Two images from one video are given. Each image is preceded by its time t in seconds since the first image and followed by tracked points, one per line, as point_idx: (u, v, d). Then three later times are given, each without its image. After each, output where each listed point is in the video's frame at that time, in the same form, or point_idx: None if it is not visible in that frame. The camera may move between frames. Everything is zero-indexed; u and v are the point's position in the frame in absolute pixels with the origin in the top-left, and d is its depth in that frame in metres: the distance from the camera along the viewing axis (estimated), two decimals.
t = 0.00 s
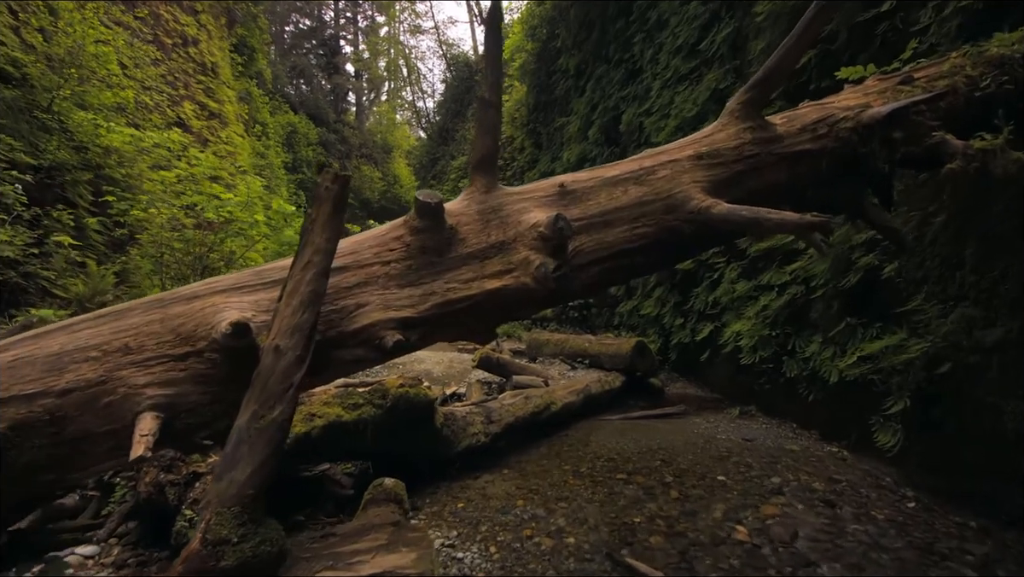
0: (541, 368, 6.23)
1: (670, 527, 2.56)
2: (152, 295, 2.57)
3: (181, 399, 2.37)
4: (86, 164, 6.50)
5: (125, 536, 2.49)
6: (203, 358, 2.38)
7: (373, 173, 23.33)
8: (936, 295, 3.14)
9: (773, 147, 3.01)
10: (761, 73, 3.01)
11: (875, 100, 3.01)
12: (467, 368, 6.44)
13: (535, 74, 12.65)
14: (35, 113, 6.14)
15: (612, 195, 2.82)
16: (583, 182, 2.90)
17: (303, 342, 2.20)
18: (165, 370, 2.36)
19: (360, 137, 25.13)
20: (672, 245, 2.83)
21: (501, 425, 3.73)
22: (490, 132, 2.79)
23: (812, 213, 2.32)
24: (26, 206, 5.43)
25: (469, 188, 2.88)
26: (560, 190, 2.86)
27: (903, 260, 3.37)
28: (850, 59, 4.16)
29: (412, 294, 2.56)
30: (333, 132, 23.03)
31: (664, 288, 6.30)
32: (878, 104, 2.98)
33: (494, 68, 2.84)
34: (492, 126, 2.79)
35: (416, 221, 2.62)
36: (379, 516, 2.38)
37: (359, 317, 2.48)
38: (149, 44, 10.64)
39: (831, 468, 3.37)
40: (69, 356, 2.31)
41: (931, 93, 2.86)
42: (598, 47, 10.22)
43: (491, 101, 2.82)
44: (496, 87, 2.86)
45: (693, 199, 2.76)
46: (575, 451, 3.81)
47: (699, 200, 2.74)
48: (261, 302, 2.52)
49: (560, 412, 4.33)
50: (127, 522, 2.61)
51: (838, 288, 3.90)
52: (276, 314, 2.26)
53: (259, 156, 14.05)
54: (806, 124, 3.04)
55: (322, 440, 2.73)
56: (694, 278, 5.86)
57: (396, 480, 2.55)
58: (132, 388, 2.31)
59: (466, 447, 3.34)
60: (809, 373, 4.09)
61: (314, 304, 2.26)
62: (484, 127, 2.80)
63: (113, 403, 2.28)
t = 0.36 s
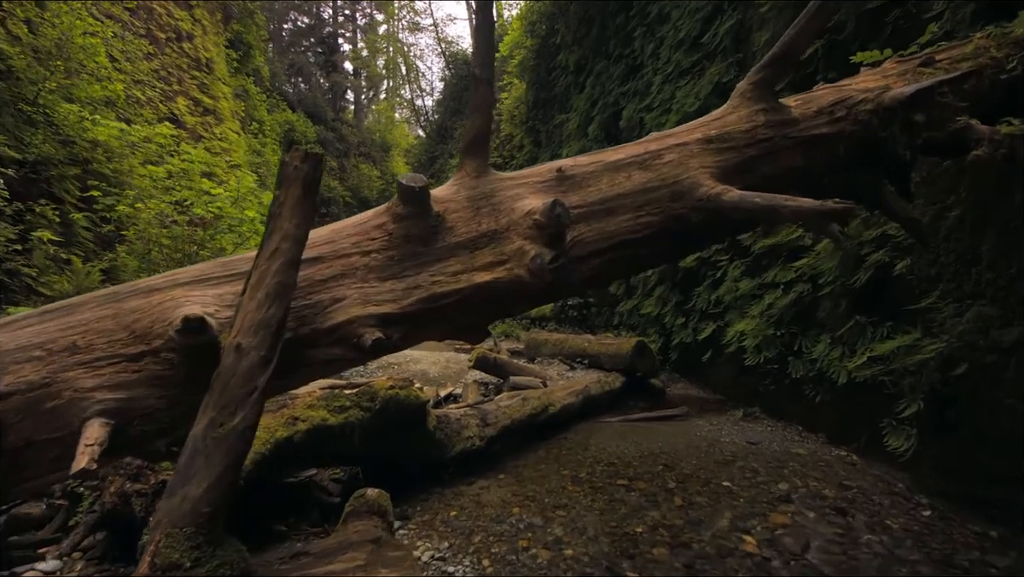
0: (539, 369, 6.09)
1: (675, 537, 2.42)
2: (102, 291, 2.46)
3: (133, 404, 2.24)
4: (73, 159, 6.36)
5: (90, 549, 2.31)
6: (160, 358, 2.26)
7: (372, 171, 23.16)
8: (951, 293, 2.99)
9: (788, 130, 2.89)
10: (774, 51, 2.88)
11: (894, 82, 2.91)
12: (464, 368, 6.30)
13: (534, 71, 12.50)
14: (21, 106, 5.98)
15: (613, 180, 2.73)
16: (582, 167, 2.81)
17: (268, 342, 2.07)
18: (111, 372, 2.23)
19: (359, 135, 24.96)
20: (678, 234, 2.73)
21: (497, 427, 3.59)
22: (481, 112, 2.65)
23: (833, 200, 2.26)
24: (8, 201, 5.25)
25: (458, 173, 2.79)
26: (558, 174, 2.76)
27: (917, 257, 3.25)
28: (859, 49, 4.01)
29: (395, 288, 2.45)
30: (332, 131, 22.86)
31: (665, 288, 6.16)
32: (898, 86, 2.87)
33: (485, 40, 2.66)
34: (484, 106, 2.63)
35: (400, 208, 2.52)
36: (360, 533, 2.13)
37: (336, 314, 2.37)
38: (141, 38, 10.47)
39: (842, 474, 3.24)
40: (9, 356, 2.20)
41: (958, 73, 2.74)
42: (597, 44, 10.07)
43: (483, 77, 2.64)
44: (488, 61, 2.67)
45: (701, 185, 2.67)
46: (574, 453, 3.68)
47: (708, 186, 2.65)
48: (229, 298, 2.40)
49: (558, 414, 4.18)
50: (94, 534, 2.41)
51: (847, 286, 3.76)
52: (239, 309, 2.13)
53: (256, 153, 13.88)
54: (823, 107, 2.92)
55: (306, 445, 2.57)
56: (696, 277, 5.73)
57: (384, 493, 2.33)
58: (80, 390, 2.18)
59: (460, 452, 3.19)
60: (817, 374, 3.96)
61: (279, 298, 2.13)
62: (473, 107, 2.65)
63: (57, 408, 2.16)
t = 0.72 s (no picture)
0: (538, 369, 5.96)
1: (680, 550, 2.28)
2: (49, 287, 2.34)
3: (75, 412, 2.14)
4: (62, 154, 6.15)
5: (53, 563, 2.15)
6: (106, 363, 2.16)
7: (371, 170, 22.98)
8: (968, 292, 2.87)
9: (806, 114, 2.79)
10: (791, 29, 2.82)
11: (919, 62, 2.78)
12: (461, 368, 6.17)
13: (533, 67, 12.33)
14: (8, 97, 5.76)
15: (615, 167, 2.64)
16: (580, 152, 2.71)
17: (224, 345, 1.91)
18: (54, 379, 2.12)
19: (358, 133, 24.78)
20: (686, 225, 2.62)
21: (493, 430, 3.45)
22: (471, 89, 2.57)
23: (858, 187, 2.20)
24: None
25: (444, 158, 2.69)
26: (555, 160, 2.68)
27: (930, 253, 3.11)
28: (867, 40, 3.88)
29: (372, 284, 2.32)
30: (330, 129, 22.67)
31: (665, 285, 6.02)
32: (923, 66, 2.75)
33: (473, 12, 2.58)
34: (473, 82, 2.56)
35: (377, 194, 2.41)
36: (335, 556, 1.90)
37: (307, 313, 2.23)
38: (134, 33, 10.31)
39: (852, 479, 3.11)
40: None
41: (987, 52, 2.64)
42: (596, 39, 9.91)
43: (471, 52, 2.56)
44: (476, 35, 2.60)
45: (712, 172, 2.57)
46: (573, 456, 3.55)
47: (719, 173, 2.56)
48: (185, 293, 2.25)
49: (557, 416, 4.05)
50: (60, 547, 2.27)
51: (856, 284, 3.62)
52: (193, 307, 1.97)
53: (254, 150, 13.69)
54: (843, 88, 2.82)
55: (288, 451, 2.44)
56: (698, 275, 5.59)
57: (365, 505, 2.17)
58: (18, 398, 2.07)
59: (453, 456, 3.06)
60: (824, 375, 3.82)
61: (238, 294, 1.97)
62: (462, 85, 2.56)
63: None
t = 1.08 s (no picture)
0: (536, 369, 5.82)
1: (686, 564, 2.14)
2: None
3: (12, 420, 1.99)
4: (50, 148, 5.95)
5: None
6: (45, 366, 2.03)
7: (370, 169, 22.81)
8: (986, 290, 2.76)
9: (828, 93, 2.66)
10: None
11: (946, 41, 2.61)
12: (457, 368, 6.04)
13: (532, 64, 12.18)
14: None
15: (620, 151, 2.53)
16: (581, 132, 2.59)
17: (172, 345, 1.77)
18: None
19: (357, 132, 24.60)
20: (698, 213, 2.50)
21: (489, 434, 3.31)
22: (460, 61, 2.46)
23: (893, 169, 2.11)
24: None
25: (432, 139, 2.58)
26: (554, 140, 2.56)
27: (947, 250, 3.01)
28: (877, 30, 3.74)
29: (349, 277, 2.19)
30: (329, 127, 22.49)
31: (665, 284, 5.89)
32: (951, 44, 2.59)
33: None
34: (463, 54, 2.45)
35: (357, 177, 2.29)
36: None
37: (271, 313, 2.08)
38: (127, 27, 10.16)
39: (863, 485, 2.98)
40: None
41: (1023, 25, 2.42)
42: (596, 35, 9.76)
43: (461, 19, 2.41)
44: None
45: (726, 155, 2.46)
46: (572, 460, 3.42)
47: (733, 157, 2.44)
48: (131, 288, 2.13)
49: (555, 418, 3.91)
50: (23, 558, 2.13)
51: (867, 282, 3.51)
52: (137, 302, 1.82)
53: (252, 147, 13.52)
54: (867, 66, 2.69)
55: (269, 457, 2.31)
56: (700, 273, 5.46)
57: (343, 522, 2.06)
58: None
59: (446, 461, 2.92)
60: (832, 376, 3.69)
61: (187, 289, 1.84)
62: (451, 56, 2.46)
63: None
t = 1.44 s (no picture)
0: (534, 369, 5.69)
1: None
2: None
3: None
4: (36, 142, 5.70)
5: None
6: None
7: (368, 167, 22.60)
8: (1005, 289, 2.59)
9: (855, 69, 2.55)
10: None
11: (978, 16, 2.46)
12: (453, 368, 5.90)
13: (531, 61, 12.02)
14: None
15: (626, 131, 2.41)
16: (586, 110, 2.48)
17: (104, 348, 1.68)
18: None
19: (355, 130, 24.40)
20: (711, 200, 2.37)
21: (486, 436, 3.17)
22: (451, 32, 2.35)
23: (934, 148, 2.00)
24: None
25: (419, 117, 2.46)
26: (555, 117, 2.45)
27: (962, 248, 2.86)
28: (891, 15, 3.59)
29: (323, 268, 2.07)
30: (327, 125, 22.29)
31: (666, 281, 5.75)
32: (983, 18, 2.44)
33: None
34: (452, 20, 2.35)
35: (333, 158, 2.16)
36: None
37: (234, 306, 1.95)
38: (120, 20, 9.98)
39: (877, 490, 2.86)
40: None
41: None
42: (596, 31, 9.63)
43: None
44: None
45: (746, 136, 2.33)
46: (570, 464, 3.29)
47: (754, 138, 2.31)
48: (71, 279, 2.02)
49: (553, 420, 3.78)
50: None
51: (878, 280, 3.37)
52: (70, 294, 1.72)
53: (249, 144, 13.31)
54: (896, 42, 2.56)
55: (248, 464, 2.18)
56: (703, 270, 5.33)
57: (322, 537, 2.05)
58: None
59: (440, 466, 2.78)
60: (840, 378, 3.57)
61: (125, 280, 1.71)
62: (441, 23, 2.35)
63: None
